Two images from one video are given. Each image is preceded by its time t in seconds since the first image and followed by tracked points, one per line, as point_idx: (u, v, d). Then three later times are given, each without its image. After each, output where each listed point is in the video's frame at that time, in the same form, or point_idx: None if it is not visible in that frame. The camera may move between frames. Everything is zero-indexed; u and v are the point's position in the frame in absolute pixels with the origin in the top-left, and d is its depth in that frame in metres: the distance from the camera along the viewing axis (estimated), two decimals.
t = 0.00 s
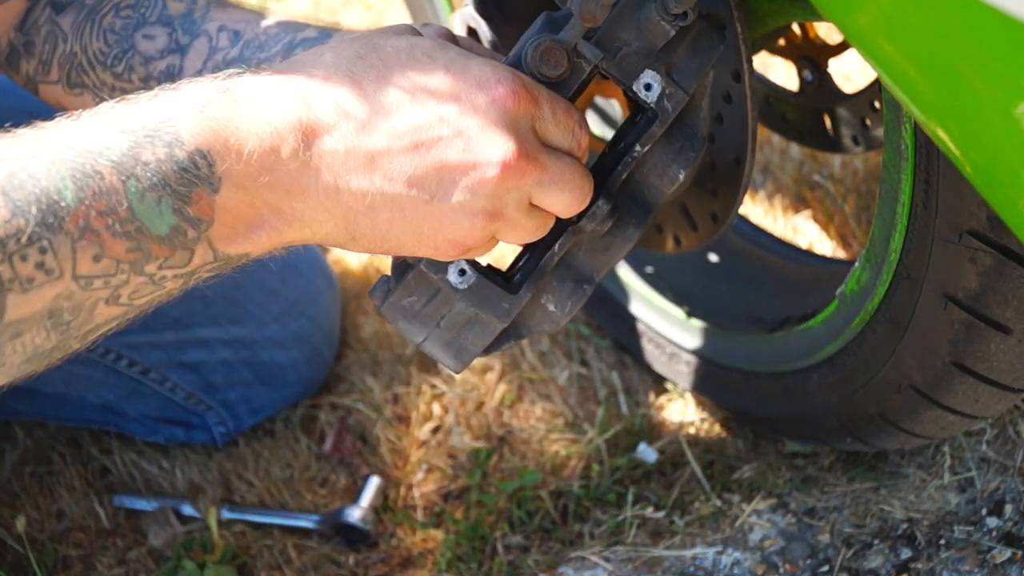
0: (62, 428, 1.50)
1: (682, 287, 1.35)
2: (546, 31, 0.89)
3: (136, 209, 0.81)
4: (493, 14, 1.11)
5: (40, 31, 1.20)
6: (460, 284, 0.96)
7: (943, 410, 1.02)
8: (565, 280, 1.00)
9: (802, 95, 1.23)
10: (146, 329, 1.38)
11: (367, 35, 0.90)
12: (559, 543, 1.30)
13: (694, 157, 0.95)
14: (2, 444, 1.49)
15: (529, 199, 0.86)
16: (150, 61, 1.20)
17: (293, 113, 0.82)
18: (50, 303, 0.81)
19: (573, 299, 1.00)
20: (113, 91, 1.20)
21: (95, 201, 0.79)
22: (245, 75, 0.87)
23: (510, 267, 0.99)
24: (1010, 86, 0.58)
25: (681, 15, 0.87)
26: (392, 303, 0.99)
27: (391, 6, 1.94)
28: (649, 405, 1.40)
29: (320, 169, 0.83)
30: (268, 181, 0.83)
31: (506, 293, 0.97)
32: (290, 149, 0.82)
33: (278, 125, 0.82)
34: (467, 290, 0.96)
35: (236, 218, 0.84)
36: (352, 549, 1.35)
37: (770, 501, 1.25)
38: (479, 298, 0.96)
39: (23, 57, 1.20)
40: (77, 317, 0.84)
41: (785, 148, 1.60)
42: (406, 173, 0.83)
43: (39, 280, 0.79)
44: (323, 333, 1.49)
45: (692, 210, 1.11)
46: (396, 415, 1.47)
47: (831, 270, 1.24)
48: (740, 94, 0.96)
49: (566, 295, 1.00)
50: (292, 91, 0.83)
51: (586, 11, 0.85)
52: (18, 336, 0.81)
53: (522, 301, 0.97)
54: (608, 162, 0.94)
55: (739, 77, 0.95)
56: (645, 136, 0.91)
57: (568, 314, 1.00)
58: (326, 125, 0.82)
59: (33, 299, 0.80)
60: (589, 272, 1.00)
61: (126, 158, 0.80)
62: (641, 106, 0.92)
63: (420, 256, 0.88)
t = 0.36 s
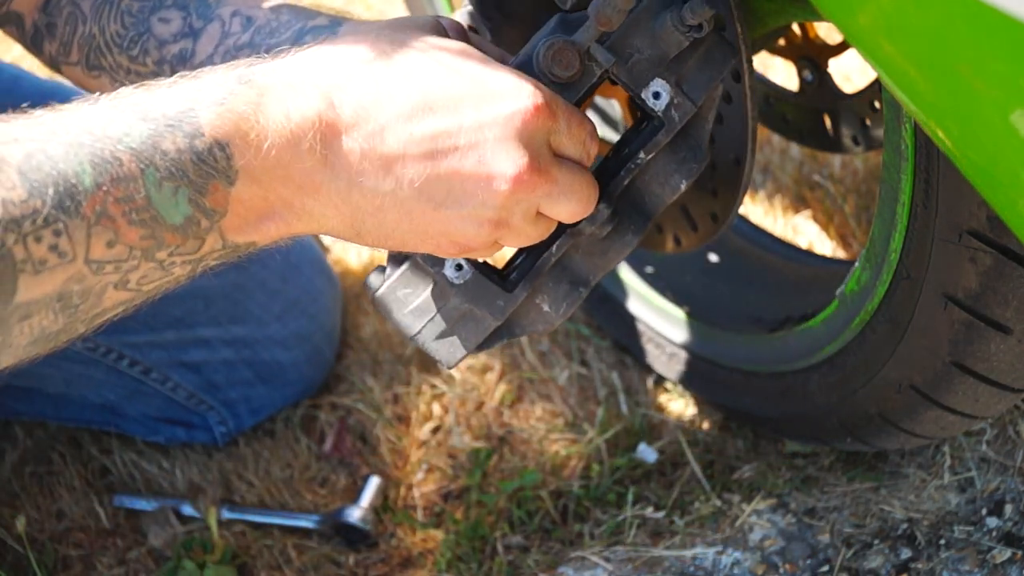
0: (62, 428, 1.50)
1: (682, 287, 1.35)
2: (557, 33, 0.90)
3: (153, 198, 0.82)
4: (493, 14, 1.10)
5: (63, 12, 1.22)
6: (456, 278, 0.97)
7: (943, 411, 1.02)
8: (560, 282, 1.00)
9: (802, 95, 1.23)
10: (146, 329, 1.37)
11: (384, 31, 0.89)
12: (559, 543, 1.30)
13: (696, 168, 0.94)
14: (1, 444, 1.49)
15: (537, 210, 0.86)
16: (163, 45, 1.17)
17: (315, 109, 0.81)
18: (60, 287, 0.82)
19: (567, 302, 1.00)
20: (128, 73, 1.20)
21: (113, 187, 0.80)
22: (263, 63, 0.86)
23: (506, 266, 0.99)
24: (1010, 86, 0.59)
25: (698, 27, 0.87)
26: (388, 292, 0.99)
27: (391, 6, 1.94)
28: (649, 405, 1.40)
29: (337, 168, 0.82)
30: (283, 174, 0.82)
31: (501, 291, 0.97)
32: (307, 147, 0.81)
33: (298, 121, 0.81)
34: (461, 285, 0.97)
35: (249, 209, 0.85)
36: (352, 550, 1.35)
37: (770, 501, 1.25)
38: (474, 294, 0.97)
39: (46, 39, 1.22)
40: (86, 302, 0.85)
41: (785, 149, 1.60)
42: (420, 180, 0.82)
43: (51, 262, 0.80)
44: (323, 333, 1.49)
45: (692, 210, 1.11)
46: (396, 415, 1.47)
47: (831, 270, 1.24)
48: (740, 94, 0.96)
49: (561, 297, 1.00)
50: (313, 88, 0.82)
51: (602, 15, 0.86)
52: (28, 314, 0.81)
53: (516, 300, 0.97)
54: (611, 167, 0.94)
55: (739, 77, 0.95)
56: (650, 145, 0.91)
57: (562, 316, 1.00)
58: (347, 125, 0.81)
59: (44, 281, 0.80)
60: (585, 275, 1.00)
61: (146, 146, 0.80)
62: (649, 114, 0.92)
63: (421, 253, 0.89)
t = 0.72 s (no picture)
0: (61, 428, 1.49)
1: (684, 287, 1.35)
2: (508, 26, 0.89)
3: None
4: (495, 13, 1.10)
5: (17, 41, 1.25)
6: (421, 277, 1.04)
7: (943, 411, 1.02)
8: (523, 279, 0.99)
9: (802, 95, 1.23)
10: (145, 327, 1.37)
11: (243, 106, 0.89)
12: (559, 543, 1.30)
13: (649, 158, 0.96)
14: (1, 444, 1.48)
15: (394, 269, 0.82)
16: (118, 83, 1.25)
17: (142, 189, 0.84)
18: None
19: (530, 298, 1.00)
20: (83, 108, 1.26)
21: None
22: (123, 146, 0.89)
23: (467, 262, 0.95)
24: (1008, 87, 0.58)
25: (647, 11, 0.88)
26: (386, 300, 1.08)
27: (391, 6, 1.95)
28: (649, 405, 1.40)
29: (154, 244, 0.84)
30: (111, 258, 0.86)
31: (466, 288, 0.93)
32: (129, 227, 0.84)
33: (124, 202, 0.84)
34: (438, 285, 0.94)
35: (92, 297, 0.89)
36: (352, 549, 1.35)
37: (770, 502, 1.25)
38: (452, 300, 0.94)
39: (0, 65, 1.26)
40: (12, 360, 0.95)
41: (785, 148, 1.60)
42: (256, 245, 0.81)
43: None
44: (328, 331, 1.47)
45: (692, 210, 1.11)
46: (396, 415, 1.47)
47: (832, 270, 1.24)
48: (740, 94, 0.96)
49: (524, 293, 1.00)
50: (168, 164, 0.84)
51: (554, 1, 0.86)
52: None
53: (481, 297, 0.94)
54: (565, 160, 0.93)
55: (739, 77, 0.95)
56: (605, 135, 0.91)
57: (525, 313, 1.00)
58: (174, 201, 0.83)
59: None
60: (547, 271, 1.00)
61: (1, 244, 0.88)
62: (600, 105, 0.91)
63: (279, 338, 0.87)
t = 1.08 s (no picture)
0: (61, 428, 1.49)
1: (685, 286, 1.35)
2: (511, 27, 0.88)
3: (43, 275, 0.78)
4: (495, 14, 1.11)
5: None
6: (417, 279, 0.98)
7: (943, 410, 1.02)
8: (536, 271, 0.98)
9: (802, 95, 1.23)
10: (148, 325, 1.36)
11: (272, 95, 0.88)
12: (559, 543, 1.30)
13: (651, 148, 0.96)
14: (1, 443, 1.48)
15: (448, 253, 0.85)
16: (99, 69, 1.21)
17: (209, 160, 0.81)
18: None
19: (546, 289, 0.98)
20: (66, 95, 1.22)
21: None
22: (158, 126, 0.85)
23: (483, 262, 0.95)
24: (1009, 87, 0.58)
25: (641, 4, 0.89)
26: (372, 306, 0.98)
27: (391, 6, 1.95)
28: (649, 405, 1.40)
29: (235, 215, 0.81)
30: (181, 228, 0.80)
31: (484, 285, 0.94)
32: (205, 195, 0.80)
33: (194, 171, 0.80)
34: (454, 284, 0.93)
35: (156, 270, 0.81)
36: (352, 550, 1.35)
37: (770, 501, 1.25)
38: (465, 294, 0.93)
39: None
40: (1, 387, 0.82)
41: (785, 148, 1.60)
42: (331, 217, 0.82)
43: None
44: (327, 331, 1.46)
45: (692, 210, 1.11)
46: (396, 415, 1.46)
47: (835, 270, 1.24)
48: (740, 94, 0.96)
49: (539, 285, 0.98)
50: (235, 136, 0.82)
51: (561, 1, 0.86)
52: (35, 353, 0.81)
53: (500, 295, 0.94)
54: (567, 153, 0.93)
55: (739, 77, 0.95)
56: (606, 127, 0.91)
57: (541, 304, 0.98)
58: (244, 172, 0.81)
59: None
60: (559, 263, 0.99)
61: (28, 224, 0.77)
62: (599, 99, 0.91)
63: (335, 317, 0.86)
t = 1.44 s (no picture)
0: (61, 428, 1.50)
1: (683, 287, 1.36)
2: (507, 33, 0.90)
3: (91, 221, 0.76)
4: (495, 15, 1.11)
5: (26, 31, 1.23)
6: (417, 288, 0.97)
7: (943, 411, 1.02)
8: (543, 280, 0.99)
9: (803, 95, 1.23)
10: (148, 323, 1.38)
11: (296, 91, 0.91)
12: (559, 543, 1.30)
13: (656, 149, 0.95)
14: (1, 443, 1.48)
15: (471, 236, 0.87)
16: (123, 72, 1.21)
17: (247, 133, 0.81)
18: (4, 325, 0.74)
19: (553, 298, 0.99)
20: (92, 97, 1.23)
21: (50, 211, 0.74)
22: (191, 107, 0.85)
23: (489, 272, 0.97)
24: (1009, 86, 0.58)
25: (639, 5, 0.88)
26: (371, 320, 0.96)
27: (391, 6, 1.96)
28: (649, 405, 1.41)
29: (272, 190, 0.80)
30: (222, 198, 0.79)
31: (489, 295, 0.95)
32: (244, 167, 0.80)
33: (232, 141, 0.80)
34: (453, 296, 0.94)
35: (194, 238, 0.79)
36: (352, 550, 1.35)
37: (770, 502, 1.25)
38: (466, 304, 0.94)
39: (12, 56, 1.24)
40: (31, 345, 0.76)
41: (785, 149, 1.60)
42: (363, 193, 0.82)
43: None
44: (325, 332, 1.50)
45: (692, 210, 1.11)
46: (396, 415, 1.47)
47: (829, 271, 1.24)
48: (740, 94, 0.96)
49: (546, 295, 0.99)
50: (268, 116, 0.83)
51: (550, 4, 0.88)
52: (72, 307, 0.77)
53: (505, 302, 0.95)
54: (574, 158, 0.93)
55: (739, 78, 0.95)
56: (609, 131, 0.91)
57: (549, 315, 0.99)
58: (279, 146, 0.81)
59: None
60: (567, 271, 0.99)
61: (80, 170, 0.76)
62: (602, 104, 0.92)
63: (362, 299, 0.87)
